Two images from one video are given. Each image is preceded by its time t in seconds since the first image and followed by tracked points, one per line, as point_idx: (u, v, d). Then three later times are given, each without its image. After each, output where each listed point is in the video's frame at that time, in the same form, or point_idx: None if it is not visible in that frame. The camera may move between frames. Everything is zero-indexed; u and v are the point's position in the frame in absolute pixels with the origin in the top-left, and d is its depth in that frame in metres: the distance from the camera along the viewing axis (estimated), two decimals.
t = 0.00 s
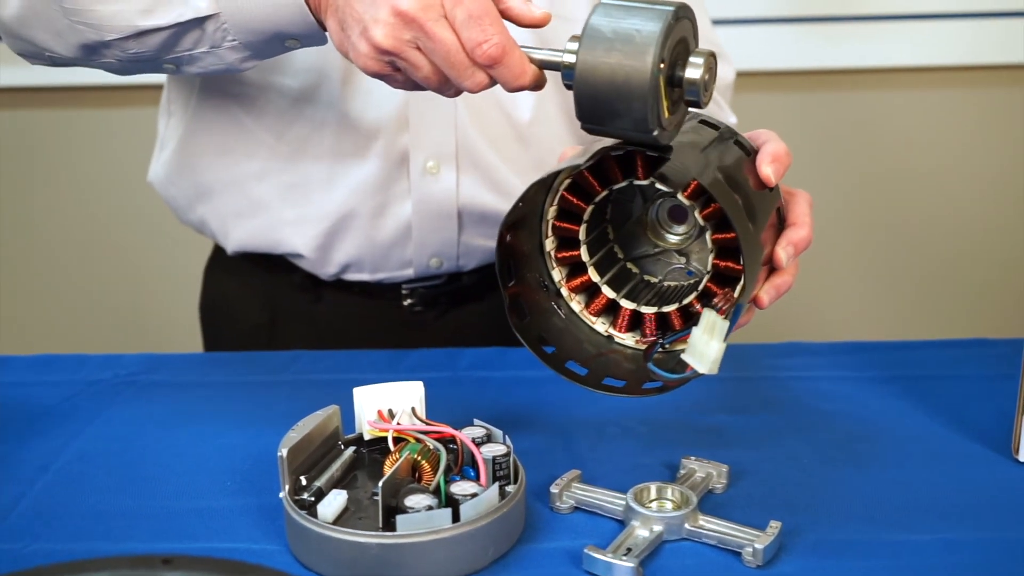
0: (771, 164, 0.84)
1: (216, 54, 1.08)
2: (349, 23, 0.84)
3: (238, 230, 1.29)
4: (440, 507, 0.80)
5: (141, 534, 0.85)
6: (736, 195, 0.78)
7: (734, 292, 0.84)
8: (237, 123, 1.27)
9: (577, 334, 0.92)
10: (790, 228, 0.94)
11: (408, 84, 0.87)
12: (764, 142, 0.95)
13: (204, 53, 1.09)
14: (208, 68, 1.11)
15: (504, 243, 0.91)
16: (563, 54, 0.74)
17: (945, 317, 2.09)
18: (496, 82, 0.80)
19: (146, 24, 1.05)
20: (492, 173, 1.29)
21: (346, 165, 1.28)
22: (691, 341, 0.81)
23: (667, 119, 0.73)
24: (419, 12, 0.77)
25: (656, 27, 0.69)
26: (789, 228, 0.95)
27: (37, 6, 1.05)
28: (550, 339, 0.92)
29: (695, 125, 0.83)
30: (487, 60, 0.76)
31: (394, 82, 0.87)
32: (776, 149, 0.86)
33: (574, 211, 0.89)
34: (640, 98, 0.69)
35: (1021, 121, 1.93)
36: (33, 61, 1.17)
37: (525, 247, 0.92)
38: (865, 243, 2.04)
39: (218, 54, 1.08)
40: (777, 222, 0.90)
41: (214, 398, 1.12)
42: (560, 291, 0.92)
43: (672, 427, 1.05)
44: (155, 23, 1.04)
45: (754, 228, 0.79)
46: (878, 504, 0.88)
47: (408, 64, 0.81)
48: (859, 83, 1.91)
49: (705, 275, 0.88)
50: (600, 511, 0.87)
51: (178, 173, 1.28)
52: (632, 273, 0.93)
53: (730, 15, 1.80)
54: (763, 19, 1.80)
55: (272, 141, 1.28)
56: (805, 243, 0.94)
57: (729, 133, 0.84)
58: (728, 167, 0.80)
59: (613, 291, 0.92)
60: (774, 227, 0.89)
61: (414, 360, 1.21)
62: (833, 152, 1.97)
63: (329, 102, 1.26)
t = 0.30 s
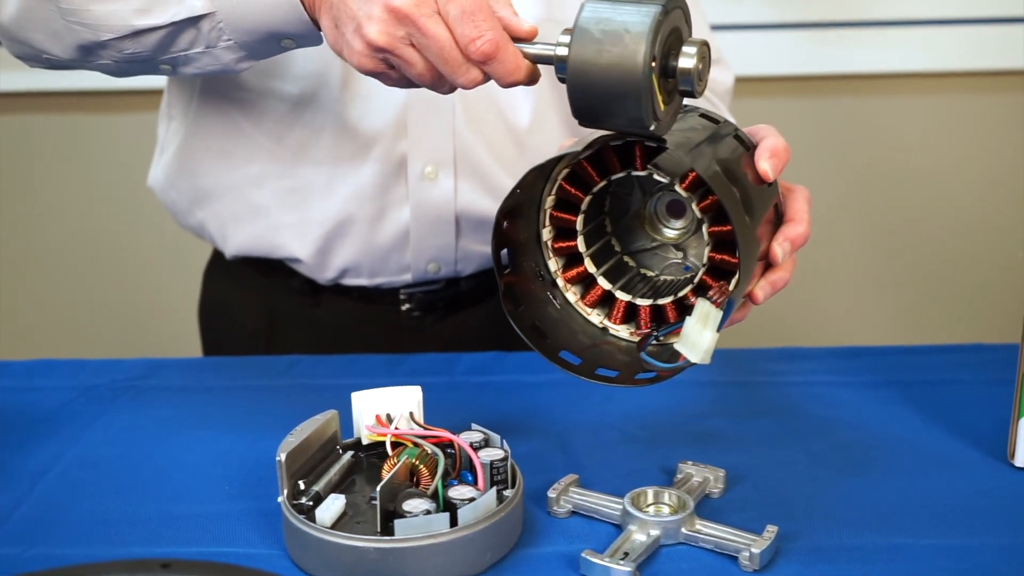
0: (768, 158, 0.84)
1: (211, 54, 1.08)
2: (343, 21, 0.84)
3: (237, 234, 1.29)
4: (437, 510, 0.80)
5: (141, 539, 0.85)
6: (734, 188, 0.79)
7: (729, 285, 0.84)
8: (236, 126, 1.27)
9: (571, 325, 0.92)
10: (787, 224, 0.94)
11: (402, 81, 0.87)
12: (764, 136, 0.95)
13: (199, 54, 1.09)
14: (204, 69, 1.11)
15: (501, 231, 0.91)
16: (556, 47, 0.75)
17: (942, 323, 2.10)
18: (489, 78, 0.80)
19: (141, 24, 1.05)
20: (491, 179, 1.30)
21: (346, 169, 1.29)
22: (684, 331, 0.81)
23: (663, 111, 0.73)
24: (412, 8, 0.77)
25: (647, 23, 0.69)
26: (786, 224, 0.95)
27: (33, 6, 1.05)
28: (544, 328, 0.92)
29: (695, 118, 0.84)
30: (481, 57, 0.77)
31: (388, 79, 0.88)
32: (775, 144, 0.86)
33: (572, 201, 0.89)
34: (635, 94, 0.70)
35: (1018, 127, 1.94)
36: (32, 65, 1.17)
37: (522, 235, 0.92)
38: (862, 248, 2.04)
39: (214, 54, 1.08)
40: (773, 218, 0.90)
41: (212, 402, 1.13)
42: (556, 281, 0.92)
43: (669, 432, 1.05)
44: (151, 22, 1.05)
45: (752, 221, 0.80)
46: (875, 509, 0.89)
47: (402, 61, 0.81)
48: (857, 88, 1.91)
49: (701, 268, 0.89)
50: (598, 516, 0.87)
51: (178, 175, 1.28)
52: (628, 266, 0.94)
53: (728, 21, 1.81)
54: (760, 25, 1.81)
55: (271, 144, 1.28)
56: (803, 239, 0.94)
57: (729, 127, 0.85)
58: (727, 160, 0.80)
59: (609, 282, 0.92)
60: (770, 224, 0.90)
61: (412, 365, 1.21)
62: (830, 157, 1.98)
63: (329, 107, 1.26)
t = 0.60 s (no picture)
0: (766, 158, 0.84)
1: (207, 57, 1.08)
2: (340, 27, 0.84)
3: (237, 236, 1.30)
4: (436, 510, 0.80)
5: (140, 539, 0.85)
6: (732, 190, 0.79)
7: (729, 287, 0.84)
8: (235, 128, 1.27)
9: (573, 328, 0.92)
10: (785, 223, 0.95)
11: (399, 87, 0.88)
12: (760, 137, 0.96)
13: (196, 57, 1.09)
14: (200, 71, 1.11)
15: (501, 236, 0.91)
16: (550, 52, 0.75)
17: (940, 325, 2.10)
18: (485, 83, 0.80)
19: (137, 27, 1.05)
20: (490, 181, 1.30)
21: (346, 171, 1.29)
22: (684, 335, 0.81)
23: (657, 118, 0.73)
24: (407, 16, 0.78)
25: (638, 34, 0.69)
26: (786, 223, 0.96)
27: (32, 8, 1.06)
28: (546, 332, 0.92)
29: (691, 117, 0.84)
30: (476, 64, 0.77)
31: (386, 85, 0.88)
32: (773, 144, 0.87)
33: (571, 206, 0.89)
34: (627, 105, 0.70)
35: (1015, 130, 1.94)
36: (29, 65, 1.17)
37: (521, 240, 0.92)
38: (860, 250, 2.05)
39: (210, 58, 1.08)
40: (772, 218, 0.91)
41: (211, 403, 1.13)
42: (556, 285, 0.92)
43: (668, 433, 1.05)
44: (149, 25, 1.05)
45: (750, 223, 0.80)
46: (874, 510, 0.89)
47: (398, 67, 0.82)
48: (855, 91, 1.92)
49: (701, 270, 0.89)
50: (597, 516, 0.87)
51: (177, 177, 1.28)
52: (628, 267, 0.94)
53: (728, 23, 1.81)
54: (758, 28, 1.81)
55: (270, 146, 1.28)
56: (801, 239, 0.95)
57: (724, 128, 0.84)
58: (724, 161, 0.80)
59: (609, 284, 0.93)
60: (770, 223, 0.90)
61: (411, 366, 1.21)
62: (828, 159, 1.98)
63: (328, 109, 1.26)
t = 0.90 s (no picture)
0: (764, 166, 0.85)
1: (206, 71, 1.08)
2: (337, 49, 0.83)
3: (238, 237, 1.30)
4: (436, 504, 0.80)
5: (139, 533, 0.85)
6: (730, 199, 0.79)
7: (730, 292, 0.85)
8: (236, 130, 1.28)
9: (577, 331, 0.93)
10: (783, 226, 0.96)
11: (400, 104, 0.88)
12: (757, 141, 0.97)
13: (195, 71, 1.08)
14: (199, 84, 1.11)
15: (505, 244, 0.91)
16: (546, 71, 0.75)
17: (938, 322, 2.10)
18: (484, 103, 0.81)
19: (135, 44, 1.04)
20: (491, 181, 1.31)
21: (346, 172, 1.29)
22: (686, 343, 0.83)
23: (655, 139, 0.73)
24: (404, 42, 0.77)
25: (631, 62, 0.68)
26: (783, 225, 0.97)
27: (30, 24, 1.06)
28: (550, 338, 0.93)
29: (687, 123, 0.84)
30: (474, 88, 0.77)
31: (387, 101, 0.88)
32: (769, 151, 0.88)
33: (575, 214, 0.89)
34: (625, 137, 0.70)
35: (1013, 127, 1.95)
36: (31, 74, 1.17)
37: (525, 247, 0.92)
38: (859, 247, 2.05)
39: (209, 72, 1.08)
40: (771, 222, 0.92)
41: (210, 398, 1.13)
42: (561, 290, 0.93)
43: (667, 429, 1.05)
44: (146, 43, 1.04)
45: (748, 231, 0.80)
46: (872, 506, 0.89)
47: (398, 91, 0.82)
48: (854, 88, 1.92)
49: (703, 272, 0.88)
50: (596, 510, 0.88)
51: (178, 180, 1.29)
52: (630, 270, 0.94)
53: (727, 20, 1.81)
54: (758, 25, 1.82)
55: (271, 147, 1.28)
56: (799, 242, 0.96)
57: (722, 135, 0.85)
58: (722, 170, 0.80)
59: (612, 288, 0.93)
60: (769, 226, 0.91)
61: (410, 362, 1.21)
62: (827, 157, 1.99)
63: (326, 109, 1.26)
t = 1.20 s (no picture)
0: (761, 223, 0.94)
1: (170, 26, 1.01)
2: None
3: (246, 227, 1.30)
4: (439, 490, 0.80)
5: (142, 519, 0.85)
6: (728, 270, 0.88)
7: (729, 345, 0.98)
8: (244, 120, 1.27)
9: (592, 375, 1.03)
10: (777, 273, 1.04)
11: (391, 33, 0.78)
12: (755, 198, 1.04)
13: (157, 29, 1.01)
14: (168, 40, 1.02)
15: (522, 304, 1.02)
16: None
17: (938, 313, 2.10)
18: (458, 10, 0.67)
19: None
20: (498, 173, 1.31)
21: (355, 162, 1.29)
22: (693, 416, 0.94)
23: None
24: None
25: None
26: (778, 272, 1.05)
27: None
28: (570, 382, 1.03)
29: (691, 189, 0.93)
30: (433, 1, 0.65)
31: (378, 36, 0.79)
32: (767, 207, 0.96)
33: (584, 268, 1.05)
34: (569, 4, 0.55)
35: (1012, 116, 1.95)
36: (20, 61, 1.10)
37: (541, 296, 1.05)
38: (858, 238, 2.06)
39: (170, 28, 1.01)
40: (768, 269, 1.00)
41: (212, 385, 1.13)
42: (575, 333, 1.04)
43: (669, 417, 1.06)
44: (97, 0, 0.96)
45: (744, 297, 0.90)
46: (874, 493, 0.89)
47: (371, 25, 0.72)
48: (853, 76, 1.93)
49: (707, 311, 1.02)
50: (599, 497, 0.88)
51: (181, 165, 1.27)
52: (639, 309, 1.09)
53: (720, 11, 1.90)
54: (756, 17, 1.91)
55: (279, 137, 1.27)
56: (792, 287, 1.04)
57: (719, 196, 0.93)
58: (722, 242, 0.90)
59: (622, 332, 1.06)
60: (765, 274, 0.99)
61: (412, 350, 1.21)
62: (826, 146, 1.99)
63: (331, 96, 1.25)
